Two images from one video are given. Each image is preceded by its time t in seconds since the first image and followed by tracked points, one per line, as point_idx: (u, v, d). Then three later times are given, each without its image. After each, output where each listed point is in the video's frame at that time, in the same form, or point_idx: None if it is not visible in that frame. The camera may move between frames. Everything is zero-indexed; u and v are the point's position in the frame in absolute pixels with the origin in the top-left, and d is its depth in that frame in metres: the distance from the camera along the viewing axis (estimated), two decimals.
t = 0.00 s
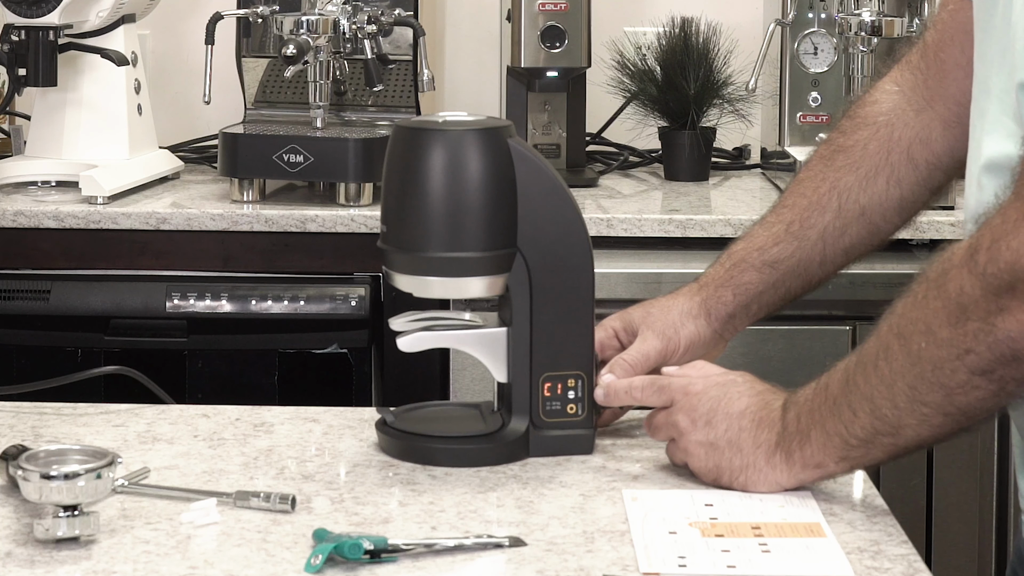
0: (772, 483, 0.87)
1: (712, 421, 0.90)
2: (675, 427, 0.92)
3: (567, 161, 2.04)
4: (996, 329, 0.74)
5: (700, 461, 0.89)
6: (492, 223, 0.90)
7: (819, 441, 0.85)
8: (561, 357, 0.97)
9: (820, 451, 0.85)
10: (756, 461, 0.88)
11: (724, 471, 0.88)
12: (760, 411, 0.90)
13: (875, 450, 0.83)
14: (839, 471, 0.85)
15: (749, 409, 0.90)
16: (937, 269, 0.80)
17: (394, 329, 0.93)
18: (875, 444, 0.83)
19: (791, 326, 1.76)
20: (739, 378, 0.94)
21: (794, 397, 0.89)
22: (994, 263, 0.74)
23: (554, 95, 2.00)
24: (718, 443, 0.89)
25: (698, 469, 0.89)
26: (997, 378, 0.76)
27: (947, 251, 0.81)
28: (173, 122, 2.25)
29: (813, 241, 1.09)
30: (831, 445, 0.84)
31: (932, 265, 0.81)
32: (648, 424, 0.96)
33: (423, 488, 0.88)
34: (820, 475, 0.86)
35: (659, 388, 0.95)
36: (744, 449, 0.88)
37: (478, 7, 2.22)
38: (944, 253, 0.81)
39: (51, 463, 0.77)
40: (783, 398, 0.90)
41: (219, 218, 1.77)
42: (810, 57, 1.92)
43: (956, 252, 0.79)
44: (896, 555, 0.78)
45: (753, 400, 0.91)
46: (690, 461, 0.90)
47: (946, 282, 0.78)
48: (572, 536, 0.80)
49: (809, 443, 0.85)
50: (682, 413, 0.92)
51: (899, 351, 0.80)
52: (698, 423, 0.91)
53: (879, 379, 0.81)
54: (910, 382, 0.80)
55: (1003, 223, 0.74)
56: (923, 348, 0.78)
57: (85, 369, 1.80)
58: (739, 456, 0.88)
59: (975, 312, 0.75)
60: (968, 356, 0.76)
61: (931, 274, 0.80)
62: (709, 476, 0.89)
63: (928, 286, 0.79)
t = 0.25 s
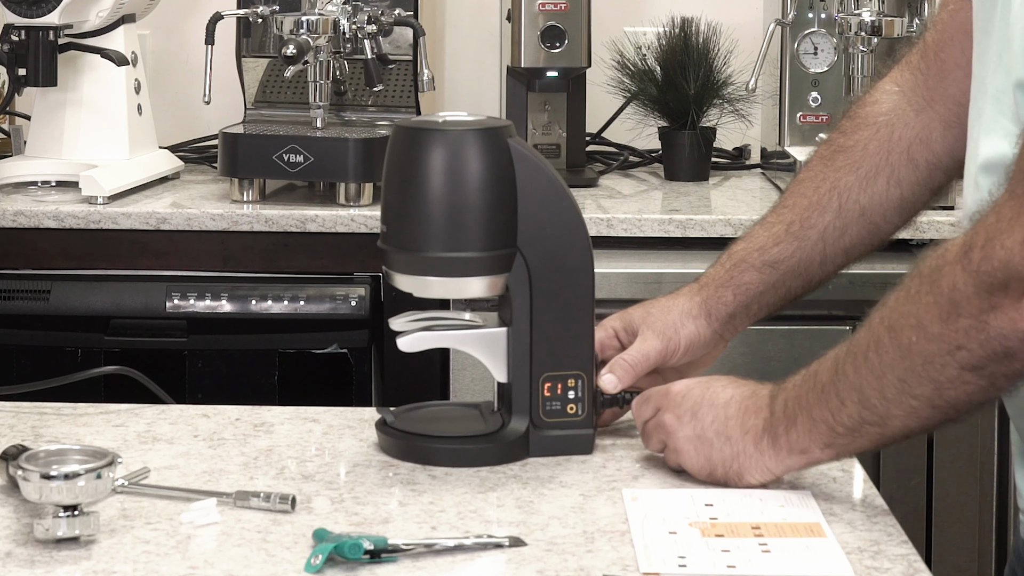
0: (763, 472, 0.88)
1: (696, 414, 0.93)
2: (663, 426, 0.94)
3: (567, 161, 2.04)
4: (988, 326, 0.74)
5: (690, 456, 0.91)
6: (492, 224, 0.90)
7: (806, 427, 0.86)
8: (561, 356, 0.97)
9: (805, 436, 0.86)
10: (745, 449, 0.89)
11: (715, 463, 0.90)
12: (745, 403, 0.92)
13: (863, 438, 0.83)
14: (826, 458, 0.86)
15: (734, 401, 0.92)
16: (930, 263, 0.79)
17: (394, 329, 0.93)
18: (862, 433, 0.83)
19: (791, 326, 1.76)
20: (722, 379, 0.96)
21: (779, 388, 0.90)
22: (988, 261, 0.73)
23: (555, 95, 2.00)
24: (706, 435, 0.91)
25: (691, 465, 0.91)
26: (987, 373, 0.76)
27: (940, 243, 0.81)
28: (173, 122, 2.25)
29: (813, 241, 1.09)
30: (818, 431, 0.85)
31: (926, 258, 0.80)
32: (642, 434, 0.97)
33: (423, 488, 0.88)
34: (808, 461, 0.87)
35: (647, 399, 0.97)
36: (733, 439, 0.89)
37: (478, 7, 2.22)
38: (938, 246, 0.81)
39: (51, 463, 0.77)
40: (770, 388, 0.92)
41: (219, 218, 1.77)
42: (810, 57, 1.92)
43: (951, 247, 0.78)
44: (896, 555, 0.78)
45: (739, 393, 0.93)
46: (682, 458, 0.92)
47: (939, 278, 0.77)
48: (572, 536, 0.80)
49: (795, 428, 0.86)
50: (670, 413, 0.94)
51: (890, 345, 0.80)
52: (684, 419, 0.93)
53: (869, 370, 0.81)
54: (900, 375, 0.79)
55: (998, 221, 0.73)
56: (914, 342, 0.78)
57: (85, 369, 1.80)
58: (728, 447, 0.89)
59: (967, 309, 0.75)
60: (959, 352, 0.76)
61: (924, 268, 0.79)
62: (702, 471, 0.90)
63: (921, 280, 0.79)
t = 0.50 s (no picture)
0: (756, 472, 0.88)
1: (695, 409, 0.93)
2: (662, 421, 0.94)
3: (567, 161, 2.04)
4: (983, 326, 0.74)
5: (686, 452, 0.91)
6: (492, 223, 0.90)
7: (801, 427, 0.86)
8: (561, 357, 0.97)
9: (800, 437, 0.86)
10: (740, 447, 0.89)
11: (710, 460, 0.90)
12: (743, 402, 0.92)
13: (858, 441, 0.83)
14: (820, 461, 0.86)
15: (733, 400, 0.93)
16: (926, 266, 0.79)
17: (394, 329, 0.93)
18: (857, 435, 0.83)
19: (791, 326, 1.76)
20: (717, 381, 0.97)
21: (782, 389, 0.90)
22: (983, 261, 0.73)
23: (555, 95, 2.00)
24: (703, 431, 0.91)
25: (685, 460, 0.91)
26: (983, 374, 0.76)
27: (937, 246, 0.81)
28: (173, 121, 2.25)
29: (814, 241, 1.09)
30: (813, 433, 0.85)
31: (922, 261, 0.81)
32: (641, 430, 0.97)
33: (423, 489, 0.88)
34: (802, 464, 0.87)
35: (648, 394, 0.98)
36: (729, 437, 0.90)
37: (478, 7, 2.22)
38: (934, 249, 0.81)
39: (51, 463, 0.77)
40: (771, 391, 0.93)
41: (219, 218, 1.77)
42: (810, 57, 1.92)
43: (946, 248, 0.78)
44: (896, 555, 0.78)
45: (738, 392, 0.94)
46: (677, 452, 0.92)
47: (934, 280, 0.77)
48: (572, 536, 0.80)
49: (792, 428, 0.86)
50: (669, 407, 0.95)
51: (885, 346, 0.80)
52: (683, 412, 0.93)
53: (864, 372, 0.81)
54: (895, 376, 0.80)
55: (992, 222, 0.73)
56: (909, 344, 0.78)
57: (85, 369, 1.80)
58: (723, 444, 0.89)
59: (962, 309, 0.75)
60: (954, 353, 0.76)
61: (920, 270, 0.79)
62: (696, 466, 0.90)
63: (917, 282, 0.79)
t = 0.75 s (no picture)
0: (761, 476, 0.88)
1: (722, 402, 0.94)
2: (686, 409, 0.95)
3: (567, 161, 2.04)
4: (988, 328, 0.74)
5: (699, 438, 0.91)
6: (492, 224, 0.90)
7: (812, 438, 0.86)
8: (561, 359, 0.97)
9: (811, 448, 0.86)
10: (750, 448, 0.89)
11: (718, 450, 0.90)
12: (767, 406, 0.93)
13: (870, 452, 0.83)
14: (829, 474, 0.86)
15: (757, 403, 0.93)
16: (929, 273, 0.80)
17: (394, 329, 0.93)
18: (869, 446, 0.83)
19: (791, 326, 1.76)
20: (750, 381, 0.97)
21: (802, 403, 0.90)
22: (985, 263, 0.74)
23: (555, 95, 2.00)
24: (723, 423, 0.91)
25: (695, 445, 0.91)
26: (990, 377, 0.76)
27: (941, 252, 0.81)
28: (173, 122, 2.25)
29: (814, 241, 1.09)
30: (823, 445, 0.85)
31: (926, 267, 0.81)
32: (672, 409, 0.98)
33: (423, 489, 0.88)
34: (811, 476, 0.86)
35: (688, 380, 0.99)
36: (744, 433, 0.90)
37: (479, 7, 2.22)
38: (938, 254, 0.81)
39: (51, 463, 0.77)
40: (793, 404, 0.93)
41: (219, 218, 1.77)
42: (811, 57, 1.92)
43: (949, 252, 0.79)
44: (896, 555, 0.78)
45: (764, 397, 0.94)
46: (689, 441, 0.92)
47: (939, 283, 0.78)
48: (571, 536, 0.80)
49: (803, 438, 0.86)
50: (698, 398, 0.95)
51: (893, 354, 0.80)
52: (710, 401, 0.95)
53: (874, 383, 0.82)
54: (903, 384, 0.80)
55: (993, 224, 0.74)
56: (915, 349, 0.79)
57: (85, 369, 1.80)
58: (735, 439, 0.90)
59: (967, 312, 0.75)
60: (961, 356, 0.76)
61: (925, 277, 0.80)
62: (703, 454, 0.90)
63: (923, 289, 0.80)
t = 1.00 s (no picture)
0: (762, 477, 0.88)
1: (720, 402, 0.94)
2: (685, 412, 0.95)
3: (567, 161, 2.04)
4: (986, 325, 0.75)
5: (699, 439, 0.91)
6: (492, 224, 0.90)
7: (812, 438, 0.85)
8: (561, 358, 0.97)
9: (810, 448, 0.85)
10: (750, 449, 0.89)
11: (717, 451, 0.89)
12: (766, 406, 0.93)
13: (870, 451, 0.83)
14: (829, 473, 0.86)
15: (756, 403, 0.93)
16: (927, 270, 0.80)
17: (394, 329, 0.93)
18: (869, 444, 0.83)
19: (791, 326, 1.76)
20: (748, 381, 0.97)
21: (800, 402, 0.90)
22: (983, 260, 0.74)
23: (555, 95, 2.00)
24: (722, 423, 0.91)
25: (695, 447, 0.91)
26: (988, 374, 0.76)
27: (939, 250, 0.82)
28: (173, 122, 2.25)
29: (814, 243, 1.09)
30: (822, 444, 0.85)
31: (924, 264, 0.81)
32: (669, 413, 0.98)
33: (423, 488, 0.88)
34: (811, 476, 0.86)
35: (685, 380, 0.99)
36: (744, 433, 0.90)
37: (479, 6, 2.22)
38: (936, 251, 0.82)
39: (51, 463, 0.77)
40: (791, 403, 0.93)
41: (219, 218, 1.77)
42: (811, 57, 1.92)
43: (947, 250, 0.79)
44: (896, 555, 0.78)
45: (762, 397, 0.94)
46: (689, 442, 0.92)
47: (936, 281, 0.78)
48: (571, 536, 0.80)
49: (802, 438, 0.86)
50: (696, 398, 0.95)
51: (892, 351, 0.80)
52: (708, 402, 0.94)
53: (872, 381, 0.82)
54: (902, 381, 0.80)
55: (991, 221, 0.74)
56: (914, 346, 0.79)
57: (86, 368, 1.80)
58: (735, 440, 0.90)
59: (965, 309, 0.75)
60: (959, 353, 0.76)
61: (923, 275, 0.80)
62: (703, 456, 0.90)
63: (920, 286, 0.80)
